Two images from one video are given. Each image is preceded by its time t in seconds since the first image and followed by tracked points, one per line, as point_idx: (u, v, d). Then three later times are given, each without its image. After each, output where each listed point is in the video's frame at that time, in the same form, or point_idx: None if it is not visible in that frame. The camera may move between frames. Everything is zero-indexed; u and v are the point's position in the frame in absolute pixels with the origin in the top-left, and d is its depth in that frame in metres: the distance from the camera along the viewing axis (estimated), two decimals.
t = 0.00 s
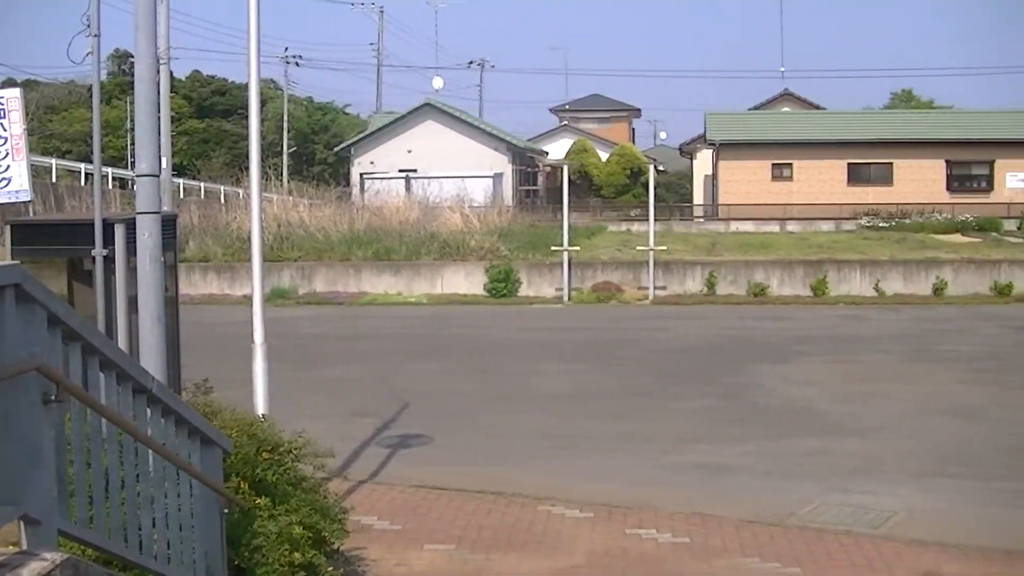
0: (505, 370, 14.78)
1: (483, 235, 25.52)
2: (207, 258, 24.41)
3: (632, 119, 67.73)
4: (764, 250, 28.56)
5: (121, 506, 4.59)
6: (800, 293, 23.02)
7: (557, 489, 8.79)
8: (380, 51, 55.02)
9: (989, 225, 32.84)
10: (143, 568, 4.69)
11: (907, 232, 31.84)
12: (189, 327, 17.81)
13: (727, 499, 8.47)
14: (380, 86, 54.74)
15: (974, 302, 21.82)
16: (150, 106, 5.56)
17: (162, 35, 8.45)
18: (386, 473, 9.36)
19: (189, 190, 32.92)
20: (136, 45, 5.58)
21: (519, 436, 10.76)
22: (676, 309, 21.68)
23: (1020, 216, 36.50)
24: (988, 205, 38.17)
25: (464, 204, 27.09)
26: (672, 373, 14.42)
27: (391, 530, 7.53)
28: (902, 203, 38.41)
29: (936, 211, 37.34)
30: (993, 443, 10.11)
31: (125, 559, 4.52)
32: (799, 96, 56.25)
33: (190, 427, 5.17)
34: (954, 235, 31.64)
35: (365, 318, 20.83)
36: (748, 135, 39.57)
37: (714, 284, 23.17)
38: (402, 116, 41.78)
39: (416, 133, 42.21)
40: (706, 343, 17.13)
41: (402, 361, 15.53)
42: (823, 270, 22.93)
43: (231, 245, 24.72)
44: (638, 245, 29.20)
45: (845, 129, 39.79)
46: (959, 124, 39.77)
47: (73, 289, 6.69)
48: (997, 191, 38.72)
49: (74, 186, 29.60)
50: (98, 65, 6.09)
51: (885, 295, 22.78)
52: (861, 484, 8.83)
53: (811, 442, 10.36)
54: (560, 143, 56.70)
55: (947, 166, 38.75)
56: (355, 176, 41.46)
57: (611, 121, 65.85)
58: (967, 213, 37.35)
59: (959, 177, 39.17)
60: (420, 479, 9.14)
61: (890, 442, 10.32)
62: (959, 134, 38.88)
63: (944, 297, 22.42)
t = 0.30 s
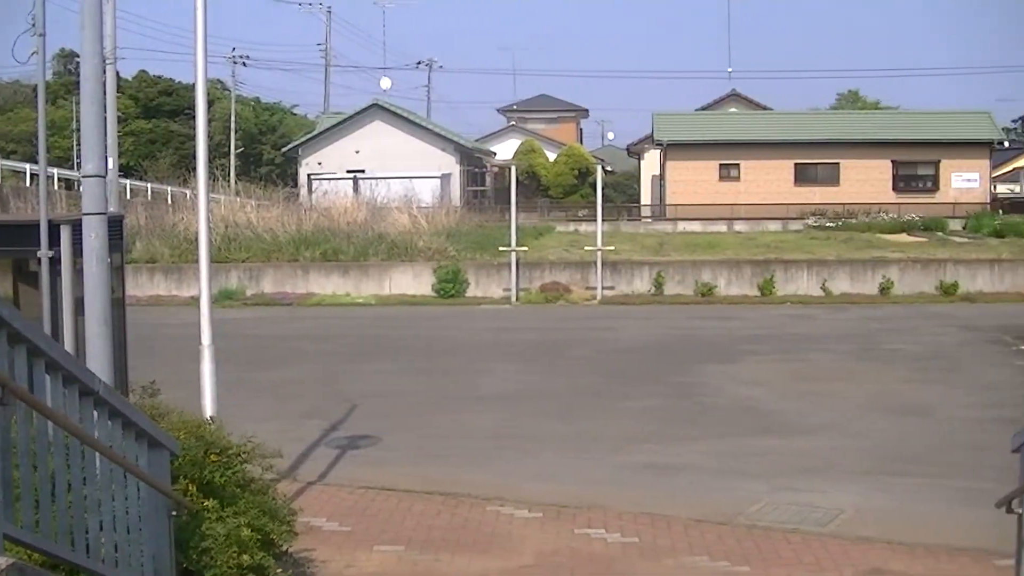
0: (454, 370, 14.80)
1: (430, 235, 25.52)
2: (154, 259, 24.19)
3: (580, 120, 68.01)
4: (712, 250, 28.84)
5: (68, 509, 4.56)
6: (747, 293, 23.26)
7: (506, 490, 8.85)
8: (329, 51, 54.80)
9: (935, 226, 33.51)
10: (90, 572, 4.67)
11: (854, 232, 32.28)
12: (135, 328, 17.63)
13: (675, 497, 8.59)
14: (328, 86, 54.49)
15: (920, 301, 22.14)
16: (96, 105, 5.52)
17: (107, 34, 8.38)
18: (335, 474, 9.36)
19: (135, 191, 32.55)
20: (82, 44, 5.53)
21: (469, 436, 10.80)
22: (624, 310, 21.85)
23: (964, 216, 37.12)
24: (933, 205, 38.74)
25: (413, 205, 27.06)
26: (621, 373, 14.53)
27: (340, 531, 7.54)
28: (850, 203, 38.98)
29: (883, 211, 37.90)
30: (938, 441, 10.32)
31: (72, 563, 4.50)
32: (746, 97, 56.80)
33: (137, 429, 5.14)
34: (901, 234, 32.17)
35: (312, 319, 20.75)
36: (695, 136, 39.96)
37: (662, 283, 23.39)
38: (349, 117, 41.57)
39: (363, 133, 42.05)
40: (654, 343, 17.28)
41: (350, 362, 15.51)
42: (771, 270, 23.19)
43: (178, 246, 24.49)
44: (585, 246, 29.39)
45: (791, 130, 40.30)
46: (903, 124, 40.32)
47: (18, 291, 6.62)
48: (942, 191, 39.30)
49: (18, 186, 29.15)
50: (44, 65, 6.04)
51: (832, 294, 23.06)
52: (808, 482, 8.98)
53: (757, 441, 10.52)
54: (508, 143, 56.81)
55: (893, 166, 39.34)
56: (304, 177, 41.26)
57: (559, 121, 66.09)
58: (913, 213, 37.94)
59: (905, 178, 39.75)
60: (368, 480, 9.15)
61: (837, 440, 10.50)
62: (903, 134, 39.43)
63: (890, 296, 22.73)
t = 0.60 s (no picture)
0: (403, 371, 14.81)
1: (377, 236, 25.49)
2: (100, 260, 23.92)
3: (528, 120, 68.19)
4: (658, 250, 29.08)
5: (13, 514, 4.54)
6: (694, 293, 23.49)
7: (456, 490, 8.89)
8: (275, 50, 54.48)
9: (880, 226, 34.09)
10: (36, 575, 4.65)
11: (800, 232, 32.69)
12: (79, 330, 17.43)
13: (624, 497, 8.69)
14: (276, 86, 54.14)
15: (865, 301, 22.47)
16: (40, 107, 5.49)
17: (51, 34, 8.34)
18: (283, 475, 9.36)
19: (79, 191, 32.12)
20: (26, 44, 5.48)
21: (416, 437, 10.83)
22: (572, 310, 21.97)
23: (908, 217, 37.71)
24: (878, 206, 39.27)
25: (360, 205, 26.97)
26: (569, 373, 14.63)
27: (288, 532, 7.55)
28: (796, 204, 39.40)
29: (828, 211, 38.41)
30: (883, 440, 10.51)
31: (17, 567, 4.48)
32: (692, 98, 57.29)
33: (83, 431, 5.12)
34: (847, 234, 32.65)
35: (259, 320, 20.65)
36: (642, 136, 40.25)
37: (609, 283, 23.54)
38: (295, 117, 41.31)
39: (310, 134, 41.76)
40: (602, 343, 17.40)
41: (298, 363, 15.46)
42: (717, 270, 23.44)
43: (124, 248, 24.21)
44: (533, 246, 29.51)
45: (736, 131, 40.74)
46: (847, 125, 40.89)
47: None
48: (888, 191, 39.80)
49: None
50: None
51: (778, 294, 23.34)
52: (755, 481, 9.13)
53: (705, 440, 10.66)
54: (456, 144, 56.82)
55: (839, 166, 39.82)
56: (250, 177, 40.97)
57: (506, 121, 66.22)
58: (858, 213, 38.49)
59: (851, 178, 40.21)
60: (317, 481, 9.15)
61: (784, 439, 10.67)
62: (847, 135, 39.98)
63: (836, 296, 23.05)
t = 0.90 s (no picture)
0: (355, 372, 14.74)
1: (329, 237, 25.28)
2: (50, 261, 23.56)
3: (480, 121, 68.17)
4: (611, 250, 29.20)
5: None
6: (646, 293, 23.62)
7: (410, 491, 8.86)
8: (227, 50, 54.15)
9: (831, 226, 34.49)
10: None
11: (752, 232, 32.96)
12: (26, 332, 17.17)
13: (577, 497, 8.71)
14: (227, 86, 53.70)
15: (816, 301, 22.69)
16: None
17: None
18: (235, 477, 9.28)
19: (27, 192, 31.60)
20: None
21: (370, 438, 10.78)
22: (524, 310, 21.99)
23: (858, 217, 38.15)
24: (829, 206, 39.67)
25: (312, 207, 26.80)
26: (523, 374, 14.64)
27: (241, 535, 7.48)
28: (748, 205, 39.72)
29: (780, 211, 38.76)
30: (835, 439, 10.63)
31: None
32: (644, 98, 57.57)
33: (33, 433, 5.00)
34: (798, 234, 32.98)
35: (211, 321, 20.45)
36: (594, 137, 40.40)
37: (561, 284, 23.59)
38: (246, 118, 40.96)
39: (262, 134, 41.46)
40: (554, 343, 17.44)
41: (250, 365, 15.33)
42: (669, 270, 23.58)
43: (74, 249, 23.86)
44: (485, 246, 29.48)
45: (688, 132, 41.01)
46: (798, 126, 41.29)
47: None
48: (839, 191, 40.20)
49: None
50: None
51: (729, 294, 23.53)
52: (708, 481, 9.19)
53: (658, 440, 10.72)
54: (408, 145, 56.65)
55: (790, 167, 40.17)
56: (202, 178, 40.60)
57: (458, 122, 66.15)
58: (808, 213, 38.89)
59: (803, 178, 40.57)
60: (270, 483, 9.08)
61: (737, 438, 10.76)
62: (798, 136, 40.37)
63: (787, 296, 23.27)
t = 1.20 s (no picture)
0: (313, 373, 14.67)
1: (285, 237, 25.06)
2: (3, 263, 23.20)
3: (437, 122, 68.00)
4: (567, 250, 29.25)
5: None
6: (603, 293, 23.70)
7: (369, 492, 8.84)
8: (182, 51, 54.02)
9: (786, 225, 34.83)
10: None
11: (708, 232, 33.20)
12: None
13: (536, 497, 8.73)
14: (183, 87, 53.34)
15: (772, 301, 22.87)
16: None
17: None
18: (193, 478, 9.21)
19: None
20: None
21: (328, 439, 10.73)
22: (481, 311, 21.98)
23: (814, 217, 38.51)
24: (785, 206, 40.01)
25: (267, 207, 26.60)
26: (480, 374, 14.64)
27: (197, 537, 7.42)
28: (703, 205, 39.99)
29: (736, 211, 39.05)
30: (791, 438, 10.72)
31: None
32: (600, 98, 57.74)
33: None
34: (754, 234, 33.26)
35: (168, 322, 20.25)
36: (551, 137, 40.50)
37: (517, 284, 23.64)
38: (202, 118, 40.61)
39: (218, 134, 41.15)
40: (512, 343, 17.46)
41: (207, 366, 15.21)
42: (626, 270, 23.69)
43: (29, 250, 23.53)
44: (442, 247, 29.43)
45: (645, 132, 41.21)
46: (754, 126, 41.61)
47: None
48: (795, 191, 40.54)
49: None
50: None
51: (686, 294, 23.67)
52: (665, 480, 9.25)
53: (616, 439, 10.77)
54: (364, 145, 56.42)
55: (746, 167, 40.47)
56: (157, 178, 40.24)
57: (414, 123, 65.94)
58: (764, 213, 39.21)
59: (759, 178, 40.88)
60: (227, 484, 9.02)
61: (694, 438, 10.83)
62: (754, 137, 40.68)
63: (743, 295, 23.44)
